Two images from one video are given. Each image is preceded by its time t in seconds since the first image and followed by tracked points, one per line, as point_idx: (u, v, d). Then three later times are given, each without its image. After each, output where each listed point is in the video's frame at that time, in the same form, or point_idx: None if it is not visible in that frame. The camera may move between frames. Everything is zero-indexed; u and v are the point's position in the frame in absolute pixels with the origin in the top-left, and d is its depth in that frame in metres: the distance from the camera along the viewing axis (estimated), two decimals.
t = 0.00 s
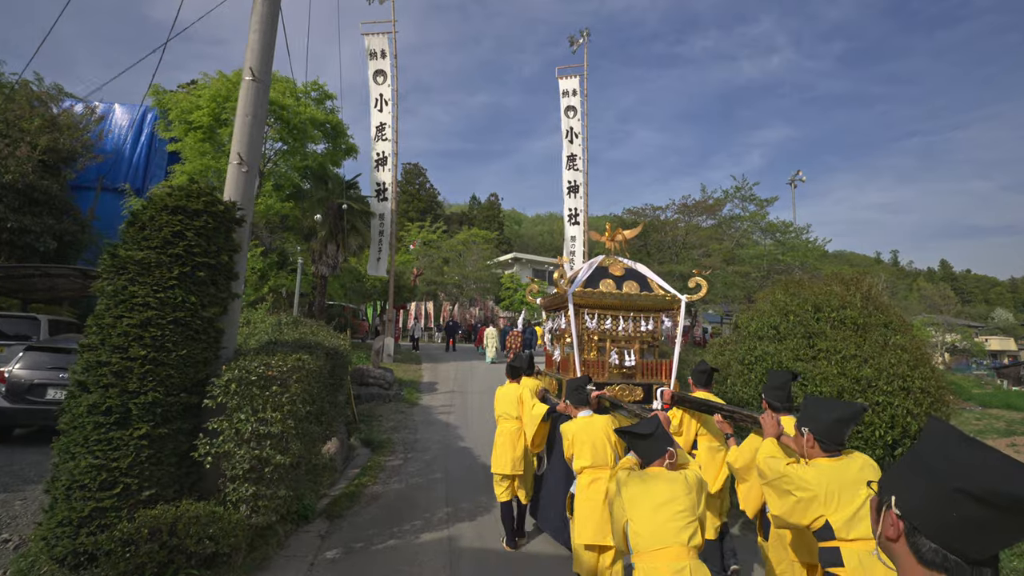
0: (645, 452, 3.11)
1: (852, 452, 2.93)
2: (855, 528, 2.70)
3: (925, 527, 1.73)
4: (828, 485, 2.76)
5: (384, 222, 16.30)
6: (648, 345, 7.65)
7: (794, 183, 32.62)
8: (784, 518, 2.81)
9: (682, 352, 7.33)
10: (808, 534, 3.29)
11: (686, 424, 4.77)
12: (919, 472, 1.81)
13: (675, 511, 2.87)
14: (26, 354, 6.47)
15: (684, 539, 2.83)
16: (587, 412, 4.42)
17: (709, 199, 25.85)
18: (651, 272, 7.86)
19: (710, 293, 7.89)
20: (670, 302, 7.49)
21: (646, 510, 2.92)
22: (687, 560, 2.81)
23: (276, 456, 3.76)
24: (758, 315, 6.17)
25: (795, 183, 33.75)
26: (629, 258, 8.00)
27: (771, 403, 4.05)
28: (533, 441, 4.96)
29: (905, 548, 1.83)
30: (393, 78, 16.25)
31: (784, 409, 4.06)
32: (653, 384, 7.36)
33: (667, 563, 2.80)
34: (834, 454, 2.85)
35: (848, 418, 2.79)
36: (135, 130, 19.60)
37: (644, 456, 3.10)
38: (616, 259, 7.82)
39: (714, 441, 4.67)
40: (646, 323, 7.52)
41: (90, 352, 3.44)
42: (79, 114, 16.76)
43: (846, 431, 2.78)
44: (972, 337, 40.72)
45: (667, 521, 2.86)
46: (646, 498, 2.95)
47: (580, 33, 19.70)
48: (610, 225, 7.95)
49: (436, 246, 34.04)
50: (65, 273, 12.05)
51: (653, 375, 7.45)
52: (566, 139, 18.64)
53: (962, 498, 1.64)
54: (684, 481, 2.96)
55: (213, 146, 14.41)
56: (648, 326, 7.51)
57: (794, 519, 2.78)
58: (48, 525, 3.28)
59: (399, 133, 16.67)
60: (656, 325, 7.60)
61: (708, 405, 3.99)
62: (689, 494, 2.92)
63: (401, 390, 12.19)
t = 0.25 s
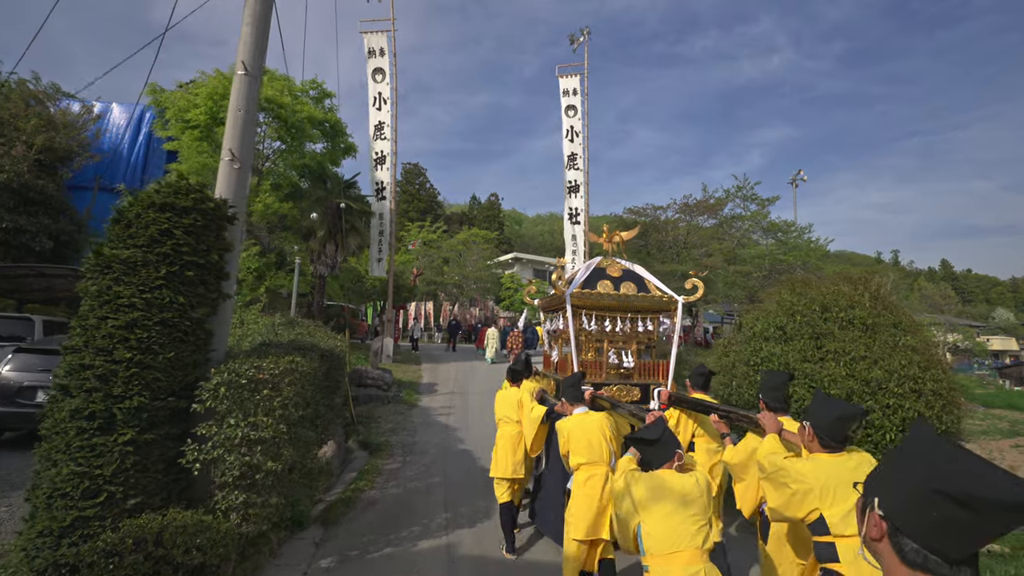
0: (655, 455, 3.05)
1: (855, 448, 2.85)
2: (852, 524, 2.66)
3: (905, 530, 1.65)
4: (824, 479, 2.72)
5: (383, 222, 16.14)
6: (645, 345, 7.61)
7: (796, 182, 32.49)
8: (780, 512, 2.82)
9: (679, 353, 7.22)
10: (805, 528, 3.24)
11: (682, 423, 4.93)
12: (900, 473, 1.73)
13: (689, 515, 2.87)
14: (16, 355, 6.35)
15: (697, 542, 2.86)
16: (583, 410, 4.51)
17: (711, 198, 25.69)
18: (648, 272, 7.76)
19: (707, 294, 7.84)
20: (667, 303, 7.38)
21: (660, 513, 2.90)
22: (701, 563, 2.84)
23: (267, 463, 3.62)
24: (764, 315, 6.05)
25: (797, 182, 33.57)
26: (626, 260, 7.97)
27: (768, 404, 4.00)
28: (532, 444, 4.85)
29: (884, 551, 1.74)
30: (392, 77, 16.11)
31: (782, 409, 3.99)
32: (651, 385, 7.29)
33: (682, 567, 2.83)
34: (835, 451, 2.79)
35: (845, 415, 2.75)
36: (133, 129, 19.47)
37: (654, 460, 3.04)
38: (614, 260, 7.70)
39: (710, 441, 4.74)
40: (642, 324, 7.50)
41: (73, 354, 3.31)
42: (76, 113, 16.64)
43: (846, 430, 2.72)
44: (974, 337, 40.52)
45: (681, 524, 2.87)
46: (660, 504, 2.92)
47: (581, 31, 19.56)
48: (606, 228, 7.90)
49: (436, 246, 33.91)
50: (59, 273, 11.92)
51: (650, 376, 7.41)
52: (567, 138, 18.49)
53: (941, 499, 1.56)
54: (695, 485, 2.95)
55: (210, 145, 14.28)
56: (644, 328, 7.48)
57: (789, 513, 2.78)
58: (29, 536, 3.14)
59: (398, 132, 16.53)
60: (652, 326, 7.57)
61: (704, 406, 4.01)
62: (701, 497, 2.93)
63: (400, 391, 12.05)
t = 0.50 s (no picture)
0: (671, 450, 3.09)
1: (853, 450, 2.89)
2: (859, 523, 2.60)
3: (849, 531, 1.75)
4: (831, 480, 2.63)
5: (383, 220, 15.98)
6: (643, 346, 7.57)
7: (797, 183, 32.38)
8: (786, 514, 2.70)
9: (677, 351, 7.13)
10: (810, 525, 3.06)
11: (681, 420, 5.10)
12: (840, 477, 1.81)
13: (704, 509, 2.93)
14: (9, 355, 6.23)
15: (710, 535, 2.94)
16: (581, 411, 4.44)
17: (713, 197, 25.56)
18: (647, 272, 7.77)
19: (704, 293, 7.83)
20: (665, 302, 7.41)
21: (675, 506, 2.95)
22: (713, 555, 2.92)
23: (260, 468, 3.47)
24: (771, 315, 5.92)
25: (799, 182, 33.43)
26: (624, 260, 7.96)
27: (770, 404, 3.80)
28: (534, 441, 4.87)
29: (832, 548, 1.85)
30: (393, 75, 16.00)
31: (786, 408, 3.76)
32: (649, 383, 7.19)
33: (694, 558, 2.90)
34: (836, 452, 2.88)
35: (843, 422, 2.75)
36: (132, 128, 19.36)
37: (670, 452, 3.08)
38: (612, 260, 7.78)
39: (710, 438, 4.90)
40: (640, 324, 7.46)
41: (58, 354, 3.18)
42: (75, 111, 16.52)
43: (843, 432, 2.74)
44: (977, 337, 40.32)
45: (696, 517, 2.93)
46: (675, 497, 2.96)
47: (582, 30, 19.45)
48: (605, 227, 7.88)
49: (436, 246, 33.79)
50: (56, 272, 11.80)
51: (649, 375, 7.32)
52: (568, 136, 18.37)
53: (877, 502, 1.67)
54: (710, 480, 2.99)
55: (209, 143, 14.18)
56: (642, 327, 7.45)
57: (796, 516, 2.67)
58: (11, 542, 3.02)
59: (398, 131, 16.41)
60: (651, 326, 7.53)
61: (701, 402, 4.08)
62: (715, 491, 2.98)
63: (400, 392, 11.93)
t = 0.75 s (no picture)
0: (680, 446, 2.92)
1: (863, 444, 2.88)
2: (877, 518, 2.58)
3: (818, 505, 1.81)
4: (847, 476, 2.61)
5: (383, 219, 15.79)
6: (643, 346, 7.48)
7: (798, 182, 32.26)
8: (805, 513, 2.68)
9: (677, 350, 7.10)
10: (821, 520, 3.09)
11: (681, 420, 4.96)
12: (805, 453, 1.89)
13: (713, 507, 2.78)
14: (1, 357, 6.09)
15: (718, 534, 2.80)
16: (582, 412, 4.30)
17: (715, 197, 25.43)
18: (647, 272, 7.70)
19: (702, 294, 7.78)
20: (664, 302, 7.30)
21: (685, 504, 2.78)
22: (721, 554, 2.80)
23: (256, 473, 3.34)
24: (781, 314, 5.78)
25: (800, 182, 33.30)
26: (623, 261, 7.87)
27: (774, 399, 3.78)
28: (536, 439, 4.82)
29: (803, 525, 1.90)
30: (393, 73, 15.87)
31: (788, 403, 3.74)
32: (650, 383, 7.09)
33: (704, 559, 2.77)
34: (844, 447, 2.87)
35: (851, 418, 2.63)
36: (131, 127, 19.24)
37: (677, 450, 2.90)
38: (612, 260, 7.66)
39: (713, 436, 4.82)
40: (640, 324, 7.37)
41: (44, 356, 3.05)
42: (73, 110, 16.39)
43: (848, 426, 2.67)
44: (979, 338, 40.16)
45: (707, 514, 2.78)
46: (684, 496, 2.79)
47: (584, 28, 19.34)
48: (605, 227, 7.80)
49: (437, 246, 33.65)
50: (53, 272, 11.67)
51: (649, 375, 7.22)
52: (570, 135, 18.23)
53: (836, 473, 1.75)
54: (717, 476, 2.85)
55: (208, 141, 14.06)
56: (642, 328, 7.36)
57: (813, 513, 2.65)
58: None
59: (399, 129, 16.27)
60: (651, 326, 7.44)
61: (700, 402, 3.83)
62: (722, 487, 2.85)
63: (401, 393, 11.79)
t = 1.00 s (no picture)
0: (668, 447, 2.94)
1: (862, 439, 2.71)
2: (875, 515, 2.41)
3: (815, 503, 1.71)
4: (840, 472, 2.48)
5: (383, 219, 15.62)
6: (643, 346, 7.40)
7: (800, 182, 32.16)
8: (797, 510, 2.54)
9: (677, 349, 7.03)
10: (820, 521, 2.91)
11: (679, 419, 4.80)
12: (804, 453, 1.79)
13: (703, 505, 2.77)
14: None
15: (709, 532, 2.75)
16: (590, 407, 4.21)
17: (718, 196, 25.28)
18: (646, 273, 7.61)
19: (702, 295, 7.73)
20: (664, 303, 7.16)
21: (674, 504, 2.78)
22: (712, 553, 2.74)
23: (251, 480, 3.20)
24: (791, 315, 5.66)
25: (803, 181, 33.16)
26: (624, 261, 7.78)
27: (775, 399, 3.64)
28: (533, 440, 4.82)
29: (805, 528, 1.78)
30: (393, 71, 15.73)
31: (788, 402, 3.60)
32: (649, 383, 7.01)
33: (693, 556, 2.72)
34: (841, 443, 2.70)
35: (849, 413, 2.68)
36: (131, 126, 19.10)
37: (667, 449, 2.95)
38: (611, 261, 7.53)
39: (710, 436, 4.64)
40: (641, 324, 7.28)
41: (31, 358, 2.92)
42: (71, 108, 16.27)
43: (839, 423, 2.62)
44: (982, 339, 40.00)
45: (696, 514, 2.76)
46: (673, 494, 2.81)
47: (586, 26, 19.21)
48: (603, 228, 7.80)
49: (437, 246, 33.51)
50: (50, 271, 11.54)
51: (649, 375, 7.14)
52: (571, 134, 18.10)
53: (834, 471, 1.66)
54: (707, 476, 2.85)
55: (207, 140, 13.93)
56: (642, 328, 7.28)
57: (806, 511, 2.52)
58: None
59: (399, 127, 16.12)
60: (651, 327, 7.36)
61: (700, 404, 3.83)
62: (712, 486, 2.84)
63: (401, 394, 11.66)
